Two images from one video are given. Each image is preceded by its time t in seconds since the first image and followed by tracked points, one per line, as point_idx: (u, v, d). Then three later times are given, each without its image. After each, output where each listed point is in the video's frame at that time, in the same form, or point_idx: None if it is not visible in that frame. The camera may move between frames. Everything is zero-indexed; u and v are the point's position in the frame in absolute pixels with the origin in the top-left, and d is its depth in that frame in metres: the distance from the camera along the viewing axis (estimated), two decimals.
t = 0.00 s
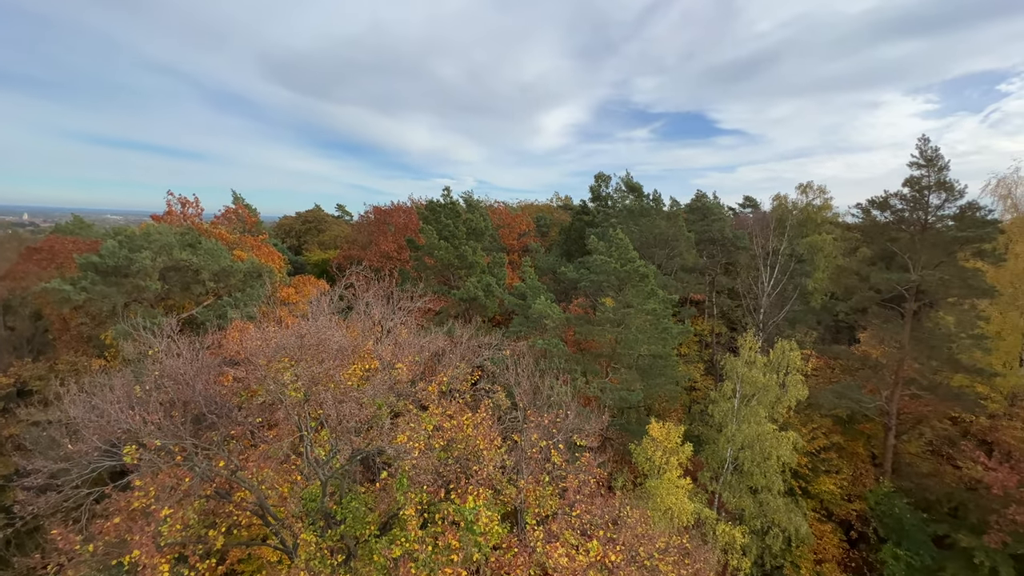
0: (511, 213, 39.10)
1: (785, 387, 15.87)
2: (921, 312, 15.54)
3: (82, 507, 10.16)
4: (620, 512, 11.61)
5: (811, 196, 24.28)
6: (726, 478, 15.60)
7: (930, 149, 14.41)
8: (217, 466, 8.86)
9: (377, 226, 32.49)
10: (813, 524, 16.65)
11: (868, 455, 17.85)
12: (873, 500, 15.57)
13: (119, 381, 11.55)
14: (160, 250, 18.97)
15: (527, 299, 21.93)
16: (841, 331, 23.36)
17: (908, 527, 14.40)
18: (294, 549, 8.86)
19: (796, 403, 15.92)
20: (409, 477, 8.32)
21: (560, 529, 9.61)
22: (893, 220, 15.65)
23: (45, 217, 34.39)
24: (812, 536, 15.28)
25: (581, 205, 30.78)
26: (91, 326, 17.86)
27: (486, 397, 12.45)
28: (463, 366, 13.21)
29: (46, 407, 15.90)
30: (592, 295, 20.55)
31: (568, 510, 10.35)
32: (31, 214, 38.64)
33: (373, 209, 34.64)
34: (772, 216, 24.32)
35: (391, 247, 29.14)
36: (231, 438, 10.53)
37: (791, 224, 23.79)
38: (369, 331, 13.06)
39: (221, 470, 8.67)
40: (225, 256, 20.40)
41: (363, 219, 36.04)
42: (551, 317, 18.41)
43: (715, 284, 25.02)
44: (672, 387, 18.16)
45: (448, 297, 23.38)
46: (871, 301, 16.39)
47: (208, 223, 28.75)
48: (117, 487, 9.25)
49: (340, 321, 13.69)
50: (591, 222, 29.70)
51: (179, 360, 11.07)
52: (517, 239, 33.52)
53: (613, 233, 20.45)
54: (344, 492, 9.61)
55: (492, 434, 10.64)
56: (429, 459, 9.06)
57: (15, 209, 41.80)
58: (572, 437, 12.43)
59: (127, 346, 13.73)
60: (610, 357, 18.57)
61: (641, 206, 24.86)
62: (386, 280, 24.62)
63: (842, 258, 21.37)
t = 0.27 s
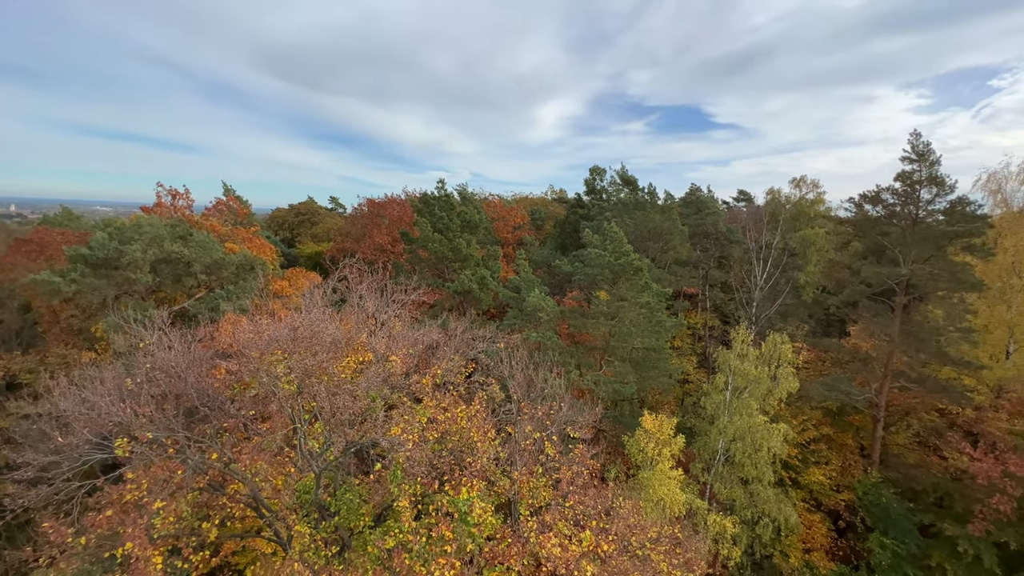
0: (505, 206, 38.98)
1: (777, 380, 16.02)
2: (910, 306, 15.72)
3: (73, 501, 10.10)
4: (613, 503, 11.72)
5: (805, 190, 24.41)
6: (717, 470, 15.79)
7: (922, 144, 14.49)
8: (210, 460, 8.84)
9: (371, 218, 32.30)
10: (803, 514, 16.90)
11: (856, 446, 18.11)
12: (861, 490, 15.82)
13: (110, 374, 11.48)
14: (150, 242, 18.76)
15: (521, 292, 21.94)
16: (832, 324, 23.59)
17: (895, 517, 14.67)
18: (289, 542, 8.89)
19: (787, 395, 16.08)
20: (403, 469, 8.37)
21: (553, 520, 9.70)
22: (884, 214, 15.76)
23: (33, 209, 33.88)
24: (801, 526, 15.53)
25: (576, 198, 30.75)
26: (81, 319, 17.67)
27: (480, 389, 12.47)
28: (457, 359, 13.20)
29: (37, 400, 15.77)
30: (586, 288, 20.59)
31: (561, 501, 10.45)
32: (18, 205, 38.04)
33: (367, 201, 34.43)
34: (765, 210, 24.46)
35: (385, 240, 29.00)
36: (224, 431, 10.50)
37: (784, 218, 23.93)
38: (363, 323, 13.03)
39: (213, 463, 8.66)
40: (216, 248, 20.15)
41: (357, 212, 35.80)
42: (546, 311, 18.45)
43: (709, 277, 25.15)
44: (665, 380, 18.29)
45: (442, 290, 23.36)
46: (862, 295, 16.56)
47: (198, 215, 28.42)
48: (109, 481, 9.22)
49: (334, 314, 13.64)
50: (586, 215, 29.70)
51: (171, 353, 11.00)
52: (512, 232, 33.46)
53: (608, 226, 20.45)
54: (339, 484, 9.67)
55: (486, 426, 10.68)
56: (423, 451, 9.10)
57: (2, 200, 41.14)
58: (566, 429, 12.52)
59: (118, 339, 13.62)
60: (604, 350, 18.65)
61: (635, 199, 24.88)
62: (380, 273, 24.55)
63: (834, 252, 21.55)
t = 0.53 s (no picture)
0: (501, 201, 38.89)
1: (771, 375, 16.13)
2: (903, 301, 15.85)
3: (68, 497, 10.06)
4: (608, 497, 11.78)
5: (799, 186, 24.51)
6: (712, 464, 15.91)
7: (916, 140, 14.54)
8: (205, 455, 8.82)
9: (366, 213, 32.16)
10: (795, 507, 17.07)
11: (849, 440, 18.30)
12: (853, 484, 16.00)
13: (103, 369, 11.41)
14: (144, 237, 18.62)
15: (517, 288, 21.94)
16: (825, 320, 23.76)
17: (887, 510, 14.87)
18: (284, 537, 8.90)
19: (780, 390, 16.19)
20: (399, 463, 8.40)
21: (549, 514, 9.77)
22: (878, 210, 15.82)
23: (23, 203, 33.47)
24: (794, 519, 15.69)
25: (572, 194, 30.72)
26: (74, 314, 17.53)
27: (476, 384, 12.49)
28: (452, 355, 13.20)
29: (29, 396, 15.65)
30: (582, 283, 20.60)
31: (556, 495, 10.51)
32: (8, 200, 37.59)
33: (362, 196, 34.26)
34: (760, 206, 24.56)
35: (380, 235, 28.90)
36: (219, 426, 10.47)
37: (779, 214, 24.02)
38: (358, 319, 13.00)
39: (208, 458, 8.64)
40: (210, 243, 19.97)
41: (352, 207, 35.63)
42: (541, 306, 18.47)
43: (704, 273, 25.23)
44: (660, 375, 18.37)
45: (438, 286, 23.34)
46: (855, 290, 16.66)
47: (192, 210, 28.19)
48: (103, 477, 9.18)
49: (329, 309, 13.60)
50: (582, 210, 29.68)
51: (165, 349, 10.93)
52: (508, 227, 33.40)
53: (604, 221, 20.45)
54: (335, 479, 9.69)
55: (481, 421, 10.71)
56: (419, 446, 9.13)
57: None
58: (561, 424, 12.56)
59: (111, 334, 13.53)
60: (600, 346, 18.70)
61: (631, 195, 24.89)
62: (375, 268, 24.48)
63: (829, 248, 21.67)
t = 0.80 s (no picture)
0: (501, 199, 38.85)
1: (769, 373, 16.15)
2: (901, 299, 15.87)
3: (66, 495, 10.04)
4: (606, 494, 11.81)
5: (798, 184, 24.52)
6: (710, 462, 15.94)
7: (915, 139, 14.55)
8: (203, 453, 8.81)
9: (365, 212, 32.11)
10: (794, 505, 17.12)
11: (847, 438, 18.35)
12: (851, 482, 16.04)
13: (101, 367, 11.38)
14: (142, 235, 18.59)
15: (516, 286, 21.94)
16: (824, 318, 23.80)
17: (884, 507, 14.94)
18: (283, 535, 8.90)
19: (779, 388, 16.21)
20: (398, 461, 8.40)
21: (548, 511, 9.79)
22: (877, 209, 15.83)
23: (21, 202, 33.38)
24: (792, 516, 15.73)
25: (571, 192, 30.70)
26: (72, 312, 17.48)
27: (475, 382, 12.48)
28: (451, 353, 13.19)
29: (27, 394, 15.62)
30: (581, 281, 20.59)
31: (555, 493, 10.53)
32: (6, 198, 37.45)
33: (361, 195, 34.21)
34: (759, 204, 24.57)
35: (379, 233, 28.85)
36: (218, 425, 10.46)
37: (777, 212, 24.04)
38: (357, 317, 12.99)
39: (206, 457, 8.63)
40: (209, 241, 19.95)
41: (351, 205, 35.57)
42: (540, 304, 18.46)
43: (703, 271, 25.24)
44: (658, 373, 18.39)
45: (436, 284, 23.33)
46: (854, 288, 16.68)
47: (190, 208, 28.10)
48: (101, 475, 9.16)
49: (328, 307, 13.58)
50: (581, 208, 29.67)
51: (163, 347, 10.90)
52: (506, 225, 33.37)
53: (603, 220, 20.45)
54: (334, 477, 9.68)
55: (480, 419, 10.71)
56: (418, 444, 9.13)
57: None
58: (560, 422, 12.57)
59: (109, 333, 13.50)
60: (599, 344, 18.70)
61: (630, 193, 24.88)
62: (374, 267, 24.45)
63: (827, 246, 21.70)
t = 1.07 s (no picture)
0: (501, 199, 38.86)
1: (770, 372, 16.15)
2: (902, 299, 15.86)
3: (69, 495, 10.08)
4: (607, 494, 11.83)
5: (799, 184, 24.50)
6: (711, 461, 15.95)
7: (916, 138, 14.53)
8: (205, 453, 8.84)
9: (366, 212, 32.14)
10: (795, 504, 17.12)
11: (848, 437, 18.34)
12: (852, 481, 16.04)
13: (103, 367, 11.41)
14: (144, 235, 18.65)
15: (516, 286, 21.95)
16: (825, 318, 23.78)
17: (885, 507, 14.92)
18: (285, 534, 8.92)
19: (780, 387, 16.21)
20: (399, 461, 8.43)
21: (548, 511, 9.81)
22: (878, 208, 15.81)
23: (23, 202, 33.44)
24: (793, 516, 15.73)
25: (571, 192, 30.71)
26: (74, 313, 17.53)
27: (475, 382, 12.50)
28: (452, 353, 13.21)
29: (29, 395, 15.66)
30: (582, 281, 20.59)
31: (556, 492, 10.55)
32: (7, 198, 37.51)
33: (362, 195, 34.24)
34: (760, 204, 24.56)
35: (380, 233, 28.88)
36: (219, 425, 10.50)
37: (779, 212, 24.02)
38: (358, 317, 13.01)
39: (208, 457, 8.65)
40: (210, 242, 20.01)
41: (351, 206, 35.61)
42: (541, 304, 18.48)
43: (704, 271, 25.23)
44: (659, 373, 18.39)
45: (437, 284, 23.37)
46: (855, 288, 16.67)
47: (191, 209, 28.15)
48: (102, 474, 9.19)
49: (329, 308, 13.60)
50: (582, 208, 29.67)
51: (164, 347, 10.93)
52: (507, 225, 33.37)
53: (603, 219, 20.45)
54: (335, 477, 9.71)
55: (481, 418, 10.72)
56: (418, 444, 9.16)
57: None
58: (561, 422, 12.58)
59: (111, 333, 13.54)
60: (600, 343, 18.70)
61: (631, 193, 24.88)
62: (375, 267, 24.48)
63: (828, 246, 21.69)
